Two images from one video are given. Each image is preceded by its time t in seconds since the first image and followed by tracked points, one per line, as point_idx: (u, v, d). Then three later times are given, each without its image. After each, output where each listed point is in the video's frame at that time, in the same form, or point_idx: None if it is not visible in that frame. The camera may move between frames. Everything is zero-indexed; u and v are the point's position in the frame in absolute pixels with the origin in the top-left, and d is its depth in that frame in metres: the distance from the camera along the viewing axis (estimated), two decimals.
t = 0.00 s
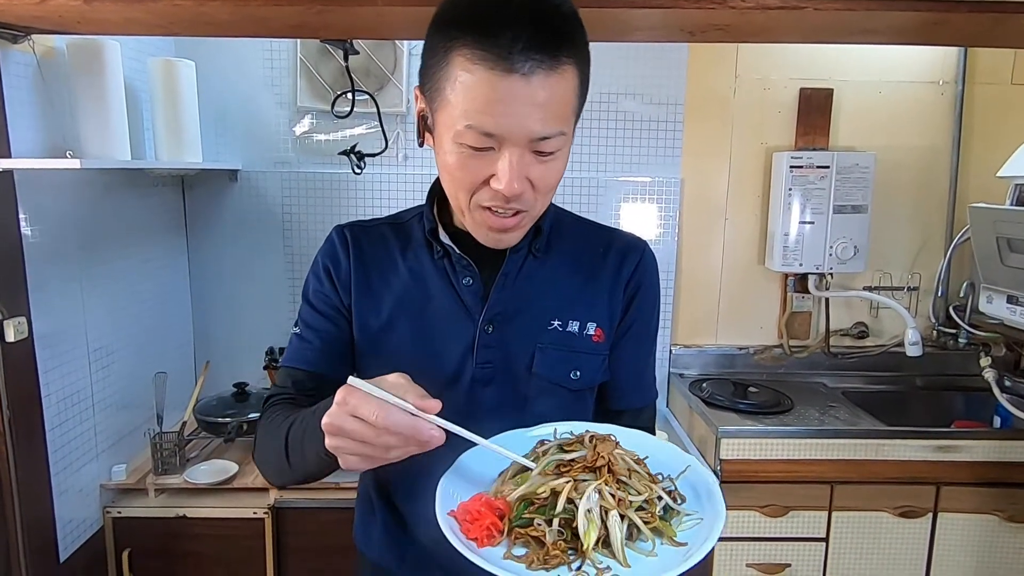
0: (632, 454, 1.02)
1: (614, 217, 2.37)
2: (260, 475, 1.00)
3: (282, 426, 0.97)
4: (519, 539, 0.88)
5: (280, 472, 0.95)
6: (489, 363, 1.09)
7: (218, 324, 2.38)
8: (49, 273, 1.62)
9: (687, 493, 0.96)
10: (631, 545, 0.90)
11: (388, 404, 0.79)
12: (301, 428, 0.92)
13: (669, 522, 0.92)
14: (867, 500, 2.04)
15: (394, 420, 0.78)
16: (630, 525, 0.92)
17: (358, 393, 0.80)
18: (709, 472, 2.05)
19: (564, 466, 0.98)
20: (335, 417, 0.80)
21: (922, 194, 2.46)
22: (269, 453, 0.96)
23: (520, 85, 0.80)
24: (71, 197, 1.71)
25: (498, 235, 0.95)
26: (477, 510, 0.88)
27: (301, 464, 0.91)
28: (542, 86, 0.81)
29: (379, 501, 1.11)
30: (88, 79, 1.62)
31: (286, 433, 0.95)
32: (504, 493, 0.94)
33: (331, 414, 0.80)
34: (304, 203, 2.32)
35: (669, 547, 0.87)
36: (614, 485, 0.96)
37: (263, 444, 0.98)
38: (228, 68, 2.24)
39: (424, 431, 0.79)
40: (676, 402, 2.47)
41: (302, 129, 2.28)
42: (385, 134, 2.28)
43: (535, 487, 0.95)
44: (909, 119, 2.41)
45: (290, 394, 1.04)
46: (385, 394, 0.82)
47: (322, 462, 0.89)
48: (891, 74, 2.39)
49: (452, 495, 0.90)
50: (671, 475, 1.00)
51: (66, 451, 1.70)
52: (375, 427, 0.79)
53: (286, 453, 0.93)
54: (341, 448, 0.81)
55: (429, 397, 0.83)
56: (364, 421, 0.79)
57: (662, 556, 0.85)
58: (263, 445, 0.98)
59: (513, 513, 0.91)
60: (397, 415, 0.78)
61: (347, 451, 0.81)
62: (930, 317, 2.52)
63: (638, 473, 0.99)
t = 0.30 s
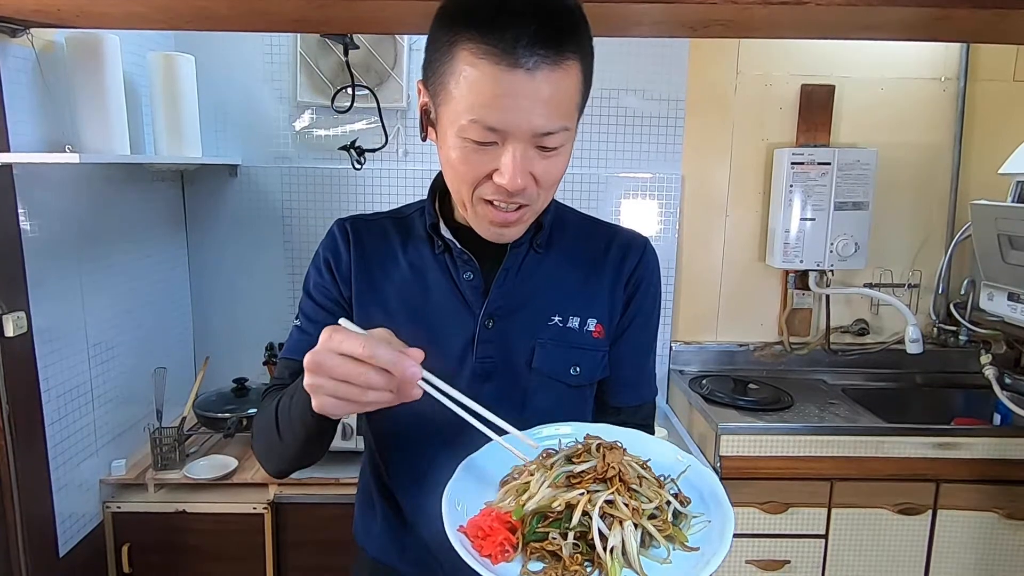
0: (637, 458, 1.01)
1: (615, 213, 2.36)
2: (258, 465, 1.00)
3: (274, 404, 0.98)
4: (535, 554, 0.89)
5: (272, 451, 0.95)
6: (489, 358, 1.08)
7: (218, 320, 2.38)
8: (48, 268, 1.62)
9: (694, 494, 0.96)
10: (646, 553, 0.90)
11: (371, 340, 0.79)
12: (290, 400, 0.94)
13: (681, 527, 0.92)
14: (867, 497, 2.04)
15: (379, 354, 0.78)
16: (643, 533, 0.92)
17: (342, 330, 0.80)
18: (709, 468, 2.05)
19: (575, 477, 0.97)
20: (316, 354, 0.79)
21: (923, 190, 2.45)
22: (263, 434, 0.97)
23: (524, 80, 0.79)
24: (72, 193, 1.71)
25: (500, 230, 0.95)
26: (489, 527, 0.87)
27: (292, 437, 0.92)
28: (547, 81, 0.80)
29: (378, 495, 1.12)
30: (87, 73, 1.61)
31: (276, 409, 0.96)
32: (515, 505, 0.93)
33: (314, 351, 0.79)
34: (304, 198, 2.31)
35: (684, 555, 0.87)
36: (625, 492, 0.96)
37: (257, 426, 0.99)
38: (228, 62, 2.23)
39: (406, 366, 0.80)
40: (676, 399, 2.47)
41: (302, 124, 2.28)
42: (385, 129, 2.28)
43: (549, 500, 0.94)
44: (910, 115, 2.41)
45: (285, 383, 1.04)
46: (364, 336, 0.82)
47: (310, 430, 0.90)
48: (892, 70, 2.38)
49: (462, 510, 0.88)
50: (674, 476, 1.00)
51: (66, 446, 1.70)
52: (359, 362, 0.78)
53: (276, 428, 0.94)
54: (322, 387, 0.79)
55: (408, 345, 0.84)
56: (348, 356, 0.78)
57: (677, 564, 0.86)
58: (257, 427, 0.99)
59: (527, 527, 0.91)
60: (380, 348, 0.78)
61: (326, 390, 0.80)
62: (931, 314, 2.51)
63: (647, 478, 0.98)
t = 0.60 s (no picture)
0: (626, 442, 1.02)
1: (615, 210, 2.36)
2: (278, 464, 1.00)
3: (304, 407, 0.96)
4: (513, 539, 0.89)
5: (303, 455, 0.94)
6: (490, 355, 1.08)
7: (217, 316, 2.38)
8: (47, 265, 1.61)
9: (678, 487, 0.97)
10: (626, 542, 0.91)
11: (420, 347, 0.78)
12: (327, 408, 0.91)
13: (663, 518, 0.93)
14: (866, 494, 2.04)
15: (425, 361, 0.77)
16: (623, 521, 0.93)
17: (390, 337, 0.79)
18: (708, 465, 2.05)
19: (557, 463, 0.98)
20: (366, 360, 0.79)
21: (923, 187, 2.45)
22: (291, 439, 0.95)
23: (524, 74, 0.79)
24: (71, 188, 1.70)
25: (500, 225, 0.95)
26: (469, 512, 0.89)
27: (328, 446, 0.90)
28: (547, 75, 0.80)
29: (378, 491, 1.11)
30: (85, 68, 1.60)
31: (309, 415, 0.94)
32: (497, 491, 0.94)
33: (365, 356, 0.79)
34: (303, 194, 2.31)
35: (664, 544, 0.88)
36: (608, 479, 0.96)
37: (283, 427, 0.97)
38: (226, 57, 2.23)
39: (453, 375, 0.77)
40: (675, 396, 2.47)
41: (301, 120, 2.27)
42: (384, 125, 2.27)
43: (528, 485, 0.95)
44: (910, 112, 2.40)
45: (304, 384, 1.04)
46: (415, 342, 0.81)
47: (350, 440, 0.88)
48: (893, 67, 2.38)
49: (447, 495, 0.90)
50: (661, 468, 1.01)
51: (65, 442, 1.69)
52: (408, 368, 0.77)
53: (310, 435, 0.92)
54: (373, 392, 0.79)
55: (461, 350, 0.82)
56: (396, 362, 0.78)
57: (656, 553, 0.87)
58: (283, 428, 0.97)
59: (506, 512, 0.92)
60: (427, 355, 0.77)
61: (378, 397, 0.80)
62: (931, 311, 2.51)
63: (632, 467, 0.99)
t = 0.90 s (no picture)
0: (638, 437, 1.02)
1: (613, 207, 2.35)
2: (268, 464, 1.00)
3: (294, 408, 0.96)
4: (527, 530, 0.89)
5: (294, 455, 0.94)
6: (491, 352, 1.08)
7: (214, 313, 2.37)
8: (44, 261, 1.61)
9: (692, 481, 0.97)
10: (638, 534, 0.90)
11: (407, 364, 0.78)
12: (316, 410, 0.92)
13: (676, 511, 0.92)
14: (865, 490, 2.04)
15: (413, 379, 0.77)
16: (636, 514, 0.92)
17: (376, 355, 0.78)
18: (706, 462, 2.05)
19: (570, 456, 0.98)
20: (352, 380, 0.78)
21: (922, 184, 2.45)
22: (282, 440, 0.95)
23: (524, 70, 0.78)
24: (68, 184, 1.70)
25: (500, 222, 0.94)
26: (483, 500, 0.89)
27: (319, 446, 0.91)
28: (548, 72, 0.79)
29: (378, 488, 1.11)
30: (81, 64, 1.60)
31: (299, 416, 0.94)
32: (509, 483, 0.94)
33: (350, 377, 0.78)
34: (301, 191, 2.30)
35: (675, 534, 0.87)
36: (621, 472, 0.96)
37: (274, 428, 0.98)
38: (223, 53, 2.22)
39: (442, 390, 0.78)
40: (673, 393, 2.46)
41: (298, 117, 2.26)
42: (382, 122, 2.27)
43: (542, 478, 0.95)
44: (909, 109, 2.40)
45: (297, 384, 1.03)
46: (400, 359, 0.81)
47: (341, 442, 0.89)
48: (892, 63, 2.37)
49: (460, 486, 0.91)
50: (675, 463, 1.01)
51: (62, 439, 1.69)
52: (396, 387, 0.77)
53: (300, 436, 0.93)
54: (362, 411, 0.79)
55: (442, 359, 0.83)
56: (384, 382, 0.77)
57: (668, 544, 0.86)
58: (274, 429, 0.97)
59: (519, 504, 0.92)
60: (415, 372, 0.77)
61: (366, 415, 0.79)
62: (930, 308, 2.51)
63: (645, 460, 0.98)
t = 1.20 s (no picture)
0: (626, 433, 1.02)
1: (611, 204, 2.35)
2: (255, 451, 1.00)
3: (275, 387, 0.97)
4: (519, 530, 0.89)
5: (274, 433, 0.94)
6: (487, 349, 1.08)
7: (211, 310, 2.37)
8: (40, 258, 1.60)
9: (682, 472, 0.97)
10: (631, 527, 0.91)
11: (386, 316, 0.78)
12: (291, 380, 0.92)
13: (668, 502, 0.93)
14: (862, 487, 2.04)
15: (393, 332, 0.77)
16: (628, 507, 0.93)
17: (354, 308, 0.78)
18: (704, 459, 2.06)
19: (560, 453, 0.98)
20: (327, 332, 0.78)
21: (920, 181, 2.45)
22: (265, 419, 0.95)
23: (518, 69, 0.78)
24: (64, 182, 1.70)
25: (496, 220, 0.94)
26: (474, 504, 0.88)
27: (293, 417, 0.91)
28: (541, 69, 0.79)
29: (376, 486, 1.11)
30: (77, 59, 1.59)
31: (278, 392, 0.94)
32: (499, 484, 0.94)
33: (325, 328, 0.78)
34: (298, 188, 2.30)
35: (668, 524, 0.88)
36: (611, 467, 0.96)
37: (258, 410, 0.98)
38: (220, 50, 2.21)
39: (421, 343, 0.79)
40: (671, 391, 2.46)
41: (295, 114, 2.26)
42: (379, 119, 2.26)
43: (532, 477, 0.94)
44: (907, 106, 2.40)
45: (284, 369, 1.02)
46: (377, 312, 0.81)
47: (311, 410, 0.88)
48: (890, 60, 2.37)
49: (449, 486, 0.89)
50: (664, 455, 1.01)
51: (59, 437, 1.69)
52: (374, 341, 0.78)
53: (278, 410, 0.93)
54: (335, 364, 0.79)
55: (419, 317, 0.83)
56: (360, 334, 0.77)
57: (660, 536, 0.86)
58: (258, 411, 0.98)
59: (510, 505, 0.92)
60: (395, 326, 0.77)
61: (339, 369, 0.79)
62: (928, 305, 2.51)
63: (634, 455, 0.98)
